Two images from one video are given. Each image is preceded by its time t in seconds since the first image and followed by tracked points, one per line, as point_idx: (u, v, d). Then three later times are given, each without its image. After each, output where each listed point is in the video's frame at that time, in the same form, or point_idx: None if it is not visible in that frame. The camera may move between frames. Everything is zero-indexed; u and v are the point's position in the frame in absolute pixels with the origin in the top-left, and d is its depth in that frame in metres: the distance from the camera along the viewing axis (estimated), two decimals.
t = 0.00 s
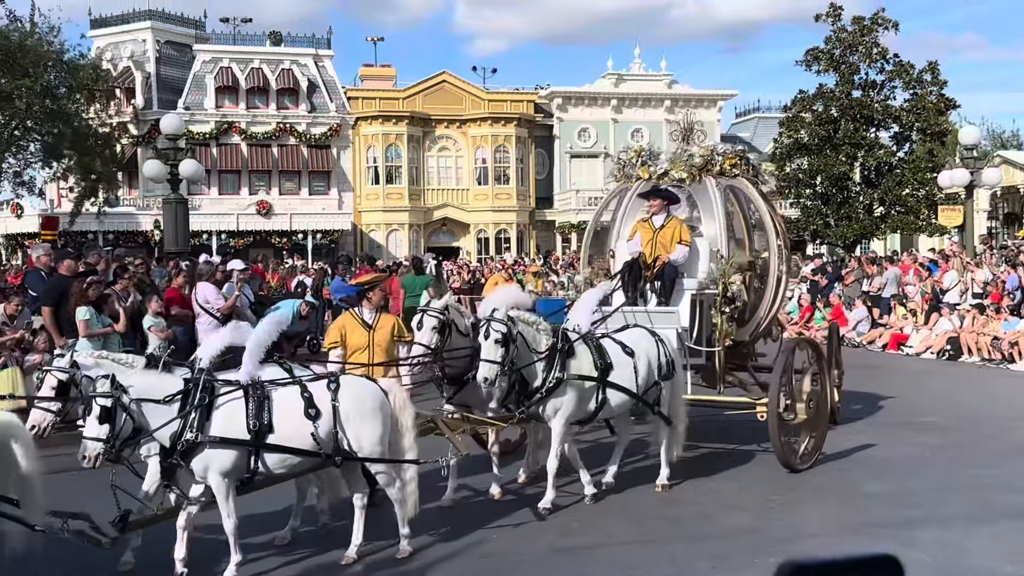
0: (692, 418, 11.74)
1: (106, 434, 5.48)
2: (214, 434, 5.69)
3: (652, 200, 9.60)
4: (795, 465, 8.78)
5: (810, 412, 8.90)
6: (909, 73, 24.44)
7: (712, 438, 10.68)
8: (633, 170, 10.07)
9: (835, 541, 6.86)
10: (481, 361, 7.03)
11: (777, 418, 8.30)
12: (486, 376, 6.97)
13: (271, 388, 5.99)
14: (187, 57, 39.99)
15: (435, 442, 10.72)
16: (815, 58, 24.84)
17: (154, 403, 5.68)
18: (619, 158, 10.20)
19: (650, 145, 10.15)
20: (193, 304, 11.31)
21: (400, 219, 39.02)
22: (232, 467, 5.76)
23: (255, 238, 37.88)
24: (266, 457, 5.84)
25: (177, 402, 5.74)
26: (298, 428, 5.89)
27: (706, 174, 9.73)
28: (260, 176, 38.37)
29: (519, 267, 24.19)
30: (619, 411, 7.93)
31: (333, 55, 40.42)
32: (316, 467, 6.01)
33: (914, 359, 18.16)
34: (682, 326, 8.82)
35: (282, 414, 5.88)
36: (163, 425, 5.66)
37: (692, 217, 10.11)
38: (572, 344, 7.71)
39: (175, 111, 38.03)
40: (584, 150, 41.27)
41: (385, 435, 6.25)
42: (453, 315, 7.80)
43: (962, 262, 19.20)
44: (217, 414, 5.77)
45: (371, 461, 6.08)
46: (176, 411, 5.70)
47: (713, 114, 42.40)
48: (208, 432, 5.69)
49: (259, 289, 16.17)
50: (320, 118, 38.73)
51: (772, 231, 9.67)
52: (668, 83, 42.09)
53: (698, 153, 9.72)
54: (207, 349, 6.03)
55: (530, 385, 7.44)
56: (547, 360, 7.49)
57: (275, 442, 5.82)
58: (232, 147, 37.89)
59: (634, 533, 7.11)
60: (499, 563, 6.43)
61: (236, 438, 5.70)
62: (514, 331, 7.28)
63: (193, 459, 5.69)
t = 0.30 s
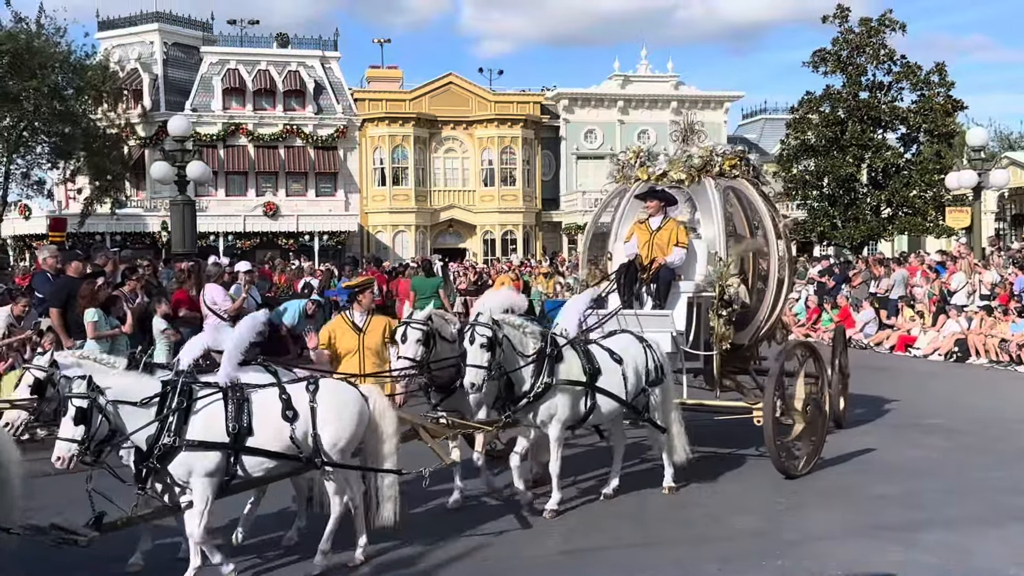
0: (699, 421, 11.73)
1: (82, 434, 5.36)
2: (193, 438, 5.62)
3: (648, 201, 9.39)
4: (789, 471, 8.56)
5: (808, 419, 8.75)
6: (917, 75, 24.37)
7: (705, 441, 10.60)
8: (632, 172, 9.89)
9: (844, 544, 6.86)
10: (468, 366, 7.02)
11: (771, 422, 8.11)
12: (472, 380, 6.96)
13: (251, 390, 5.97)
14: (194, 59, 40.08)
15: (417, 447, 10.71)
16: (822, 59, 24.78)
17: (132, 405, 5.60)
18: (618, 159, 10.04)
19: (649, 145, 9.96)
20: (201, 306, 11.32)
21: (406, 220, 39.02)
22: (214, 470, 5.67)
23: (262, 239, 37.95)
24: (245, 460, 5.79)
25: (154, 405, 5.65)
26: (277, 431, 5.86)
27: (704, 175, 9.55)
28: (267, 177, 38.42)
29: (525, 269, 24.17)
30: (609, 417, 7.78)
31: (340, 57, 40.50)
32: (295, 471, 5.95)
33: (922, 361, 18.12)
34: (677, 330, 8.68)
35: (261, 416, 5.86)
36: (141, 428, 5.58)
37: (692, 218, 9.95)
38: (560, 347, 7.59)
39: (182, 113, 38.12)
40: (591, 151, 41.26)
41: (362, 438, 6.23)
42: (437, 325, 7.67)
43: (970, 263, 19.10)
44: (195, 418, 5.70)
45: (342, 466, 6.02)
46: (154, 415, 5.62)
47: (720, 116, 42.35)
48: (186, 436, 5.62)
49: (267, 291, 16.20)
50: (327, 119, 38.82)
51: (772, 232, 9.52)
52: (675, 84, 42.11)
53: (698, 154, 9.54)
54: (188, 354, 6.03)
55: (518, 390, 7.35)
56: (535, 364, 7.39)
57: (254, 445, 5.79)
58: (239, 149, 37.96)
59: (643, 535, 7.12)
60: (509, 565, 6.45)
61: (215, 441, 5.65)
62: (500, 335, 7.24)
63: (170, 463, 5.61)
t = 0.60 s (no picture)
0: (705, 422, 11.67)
1: (49, 440, 5.43)
2: (161, 443, 5.54)
3: (644, 202, 9.19)
4: (787, 479, 8.35)
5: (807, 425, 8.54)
6: (925, 76, 24.30)
7: (700, 444, 10.37)
8: (631, 172, 9.76)
9: (855, 544, 6.85)
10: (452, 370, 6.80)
11: (766, 425, 7.97)
12: (456, 385, 6.75)
13: (226, 396, 5.79)
14: (202, 60, 40.21)
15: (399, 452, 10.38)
16: (830, 60, 24.71)
17: (101, 410, 5.60)
18: (617, 159, 9.91)
19: (649, 145, 9.79)
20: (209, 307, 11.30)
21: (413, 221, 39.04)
22: (181, 476, 5.56)
23: (270, 240, 38.05)
24: (217, 466, 5.67)
25: (125, 410, 5.62)
26: (251, 436, 5.70)
27: (704, 176, 9.41)
28: (274, 178, 38.51)
29: (531, 270, 24.21)
30: (595, 422, 7.60)
31: (347, 58, 40.61)
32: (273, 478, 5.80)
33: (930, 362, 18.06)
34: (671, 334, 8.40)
35: (235, 421, 5.70)
36: (110, 433, 5.58)
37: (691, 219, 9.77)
38: (549, 351, 7.39)
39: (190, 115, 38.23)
40: (598, 152, 41.23)
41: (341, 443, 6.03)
42: (424, 340, 7.07)
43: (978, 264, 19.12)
44: (165, 423, 5.61)
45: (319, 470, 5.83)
46: (124, 420, 5.59)
47: (728, 117, 42.29)
48: (155, 442, 5.54)
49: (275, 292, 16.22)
50: (334, 121, 38.91)
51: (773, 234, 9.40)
52: (682, 85, 42.10)
53: (698, 154, 9.41)
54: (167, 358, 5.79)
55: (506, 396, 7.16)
56: (523, 369, 7.18)
57: (227, 450, 5.65)
58: (247, 150, 38.05)
59: (652, 536, 7.11)
60: (518, 565, 6.44)
61: (184, 446, 5.55)
62: (484, 339, 7.02)
63: (139, 469, 5.55)
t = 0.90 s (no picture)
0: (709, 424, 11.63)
1: (13, 445, 5.38)
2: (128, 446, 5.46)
3: (640, 203, 9.22)
4: (782, 483, 8.20)
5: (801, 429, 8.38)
6: (933, 76, 24.22)
7: (694, 447, 10.25)
8: (629, 172, 9.68)
9: (861, 546, 6.84)
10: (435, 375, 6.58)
11: (760, 429, 7.82)
12: (439, 391, 6.51)
13: (196, 399, 5.68)
14: (209, 62, 40.33)
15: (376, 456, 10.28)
16: (837, 61, 24.66)
17: (65, 413, 5.51)
18: (615, 160, 9.84)
19: (647, 145, 9.72)
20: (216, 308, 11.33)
21: (421, 222, 39.06)
22: (147, 478, 5.50)
23: (277, 242, 38.12)
24: (187, 469, 5.57)
25: (90, 413, 5.53)
26: (220, 440, 5.60)
27: (703, 175, 9.34)
28: (282, 180, 38.59)
29: (537, 271, 24.23)
30: (582, 429, 7.49)
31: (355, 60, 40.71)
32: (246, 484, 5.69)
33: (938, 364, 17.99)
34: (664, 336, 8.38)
35: (205, 425, 5.60)
36: (75, 436, 5.48)
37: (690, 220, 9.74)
38: (535, 357, 7.24)
39: (198, 116, 38.34)
40: (605, 153, 41.19)
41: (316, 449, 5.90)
42: (406, 343, 7.13)
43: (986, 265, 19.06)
44: (132, 426, 5.53)
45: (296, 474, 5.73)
46: (89, 422, 5.50)
47: (735, 118, 42.23)
48: (121, 445, 5.46)
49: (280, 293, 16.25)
50: (341, 122, 38.99)
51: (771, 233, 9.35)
52: (689, 86, 42.08)
53: (696, 154, 9.34)
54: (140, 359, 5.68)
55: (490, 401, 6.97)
56: (507, 375, 7.00)
57: (197, 453, 5.55)
58: (254, 152, 38.13)
59: (658, 538, 7.10)
60: (525, 567, 6.44)
61: (152, 449, 5.47)
62: (468, 343, 6.81)
63: (107, 473, 5.47)
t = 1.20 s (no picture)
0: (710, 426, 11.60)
1: None
2: (93, 452, 5.45)
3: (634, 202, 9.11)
4: (773, 488, 8.08)
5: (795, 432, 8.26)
6: (940, 76, 24.17)
7: (695, 450, 10.24)
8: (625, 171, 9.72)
9: (867, 546, 6.84)
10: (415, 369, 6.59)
11: (751, 431, 7.74)
12: (418, 384, 6.52)
13: (165, 405, 5.63)
14: (215, 63, 40.43)
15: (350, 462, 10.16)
16: (843, 61, 24.62)
17: (31, 415, 5.56)
18: (613, 160, 9.89)
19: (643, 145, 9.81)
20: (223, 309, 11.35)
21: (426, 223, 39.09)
22: (116, 486, 5.48)
23: (283, 242, 38.17)
24: (153, 475, 5.55)
25: (56, 416, 5.56)
26: (188, 446, 5.56)
27: (699, 174, 9.34)
28: (288, 181, 38.67)
29: (543, 271, 24.24)
30: (571, 431, 7.40)
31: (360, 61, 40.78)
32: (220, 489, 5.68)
33: (945, 364, 17.96)
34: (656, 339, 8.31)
35: (174, 429, 5.57)
36: (40, 440, 5.52)
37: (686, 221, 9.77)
38: (523, 356, 7.22)
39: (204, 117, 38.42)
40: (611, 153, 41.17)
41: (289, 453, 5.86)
42: (387, 344, 7.02)
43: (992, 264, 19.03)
44: (98, 430, 5.51)
45: (265, 480, 5.66)
46: (55, 426, 5.53)
47: (741, 118, 42.17)
48: (86, 450, 5.45)
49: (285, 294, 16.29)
50: (347, 123, 39.07)
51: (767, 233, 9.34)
52: (695, 87, 42.07)
53: (692, 153, 9.37)
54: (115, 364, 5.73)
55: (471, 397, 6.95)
56: (489, 374, 6.96)
57: (164, 459, 5.53)
58: (261, 153, 38.18)
59: (663, 538, 7.11)
60: (530, 567, 6.44)
61: (119, 455, 5.45)
62: (451, 338, 6.80)
63: (75, 478, 5.47)
